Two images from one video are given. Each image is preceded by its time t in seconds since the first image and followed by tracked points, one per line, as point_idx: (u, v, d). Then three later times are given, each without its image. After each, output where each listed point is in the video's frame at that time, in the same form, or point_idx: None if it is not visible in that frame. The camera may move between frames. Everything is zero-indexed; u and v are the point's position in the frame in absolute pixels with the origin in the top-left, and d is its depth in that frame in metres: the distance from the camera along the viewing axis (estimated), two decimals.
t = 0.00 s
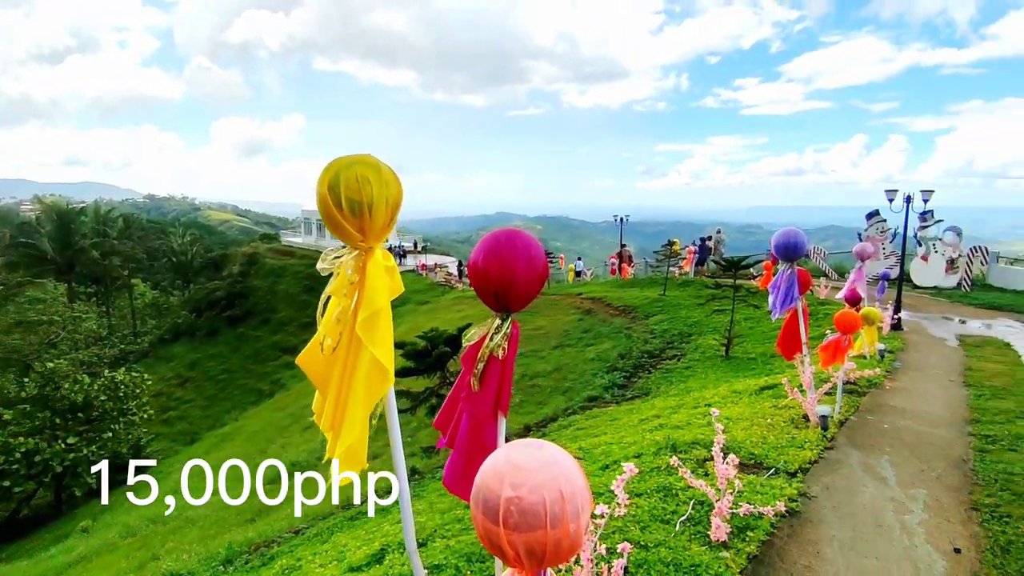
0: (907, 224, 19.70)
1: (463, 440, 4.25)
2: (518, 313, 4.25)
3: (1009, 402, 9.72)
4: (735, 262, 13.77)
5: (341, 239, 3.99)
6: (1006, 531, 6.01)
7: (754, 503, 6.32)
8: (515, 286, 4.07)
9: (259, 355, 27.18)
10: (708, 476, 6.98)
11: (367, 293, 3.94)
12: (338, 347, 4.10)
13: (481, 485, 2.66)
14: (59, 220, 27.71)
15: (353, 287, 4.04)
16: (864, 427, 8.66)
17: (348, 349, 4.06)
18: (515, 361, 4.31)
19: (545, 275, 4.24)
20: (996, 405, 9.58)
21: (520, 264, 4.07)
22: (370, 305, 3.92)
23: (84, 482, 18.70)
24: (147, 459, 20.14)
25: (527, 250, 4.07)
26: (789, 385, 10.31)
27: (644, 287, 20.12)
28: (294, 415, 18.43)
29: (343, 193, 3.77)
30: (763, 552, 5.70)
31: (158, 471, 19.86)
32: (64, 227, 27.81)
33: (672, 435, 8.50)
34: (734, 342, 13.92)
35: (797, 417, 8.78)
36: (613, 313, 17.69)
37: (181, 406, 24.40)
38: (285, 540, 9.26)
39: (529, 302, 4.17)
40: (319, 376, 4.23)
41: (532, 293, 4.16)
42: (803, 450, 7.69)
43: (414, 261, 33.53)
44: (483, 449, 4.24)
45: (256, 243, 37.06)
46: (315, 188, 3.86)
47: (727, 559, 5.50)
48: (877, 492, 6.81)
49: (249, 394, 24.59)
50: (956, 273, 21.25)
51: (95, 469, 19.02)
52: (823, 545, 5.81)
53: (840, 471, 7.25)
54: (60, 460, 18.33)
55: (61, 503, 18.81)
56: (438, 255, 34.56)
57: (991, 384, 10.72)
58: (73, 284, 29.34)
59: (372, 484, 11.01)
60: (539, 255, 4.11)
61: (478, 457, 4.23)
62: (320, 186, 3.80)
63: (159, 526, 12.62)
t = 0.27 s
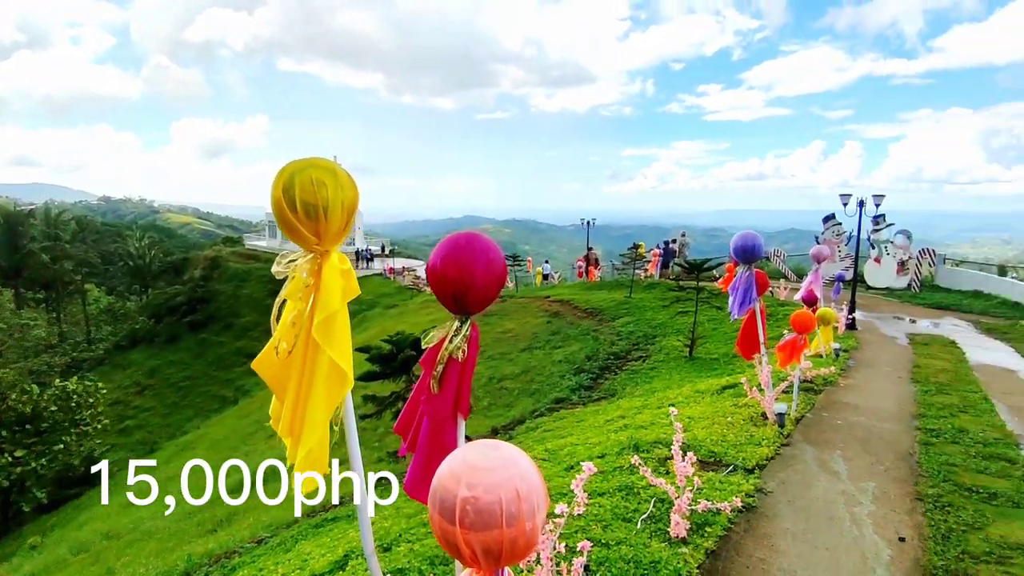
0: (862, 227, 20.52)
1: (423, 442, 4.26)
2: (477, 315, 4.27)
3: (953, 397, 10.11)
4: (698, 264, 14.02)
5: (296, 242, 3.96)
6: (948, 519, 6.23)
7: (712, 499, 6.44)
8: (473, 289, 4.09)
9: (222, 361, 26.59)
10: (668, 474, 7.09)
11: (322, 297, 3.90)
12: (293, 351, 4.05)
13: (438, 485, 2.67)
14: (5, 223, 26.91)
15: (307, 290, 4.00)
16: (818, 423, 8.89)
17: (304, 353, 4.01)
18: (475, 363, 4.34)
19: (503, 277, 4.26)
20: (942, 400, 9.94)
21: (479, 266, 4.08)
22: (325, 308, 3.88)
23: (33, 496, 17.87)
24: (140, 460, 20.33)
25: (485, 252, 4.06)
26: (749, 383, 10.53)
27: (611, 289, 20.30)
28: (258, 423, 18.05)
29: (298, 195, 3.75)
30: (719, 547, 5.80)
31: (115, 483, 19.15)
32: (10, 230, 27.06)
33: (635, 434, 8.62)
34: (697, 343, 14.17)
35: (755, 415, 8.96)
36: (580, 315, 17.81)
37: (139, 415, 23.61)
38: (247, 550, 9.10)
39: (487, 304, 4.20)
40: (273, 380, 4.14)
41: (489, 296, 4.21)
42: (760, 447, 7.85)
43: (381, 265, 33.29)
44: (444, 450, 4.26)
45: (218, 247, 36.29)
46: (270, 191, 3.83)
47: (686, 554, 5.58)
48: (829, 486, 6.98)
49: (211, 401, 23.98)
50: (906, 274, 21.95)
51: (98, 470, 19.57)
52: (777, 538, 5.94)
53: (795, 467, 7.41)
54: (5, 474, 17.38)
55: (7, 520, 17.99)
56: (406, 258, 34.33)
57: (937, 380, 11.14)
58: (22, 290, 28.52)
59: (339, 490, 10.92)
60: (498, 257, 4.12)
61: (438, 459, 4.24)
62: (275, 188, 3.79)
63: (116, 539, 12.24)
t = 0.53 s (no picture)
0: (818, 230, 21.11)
1: (382, 445, 4.53)
2: (433, 319, 4.66)
3: (901, 394, 10.46)
4: (662, 268, 14.21)
5: (245, 247, 3.96)
6: (893, 511, 6.43)
7: (670, 498, 6.52)
8: (429, 291, 4.46)
9: (181, 369, 25.92)
10: (627, 474, 7.15)
11: (272, 301, 3.90)
12: (242, 357, 4.02)
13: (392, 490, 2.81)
14: None
15: (256, 295, 3.99)
16: (775, 421, 9.10)
17: (254, 358, 3.99)
18: (431, 367, 4.63)
19: (458, 282, 4.65)
20: (891, 397, 10.27)
21: (433, 270, 4.47)
22: (275, 312, 3.88)
23: None
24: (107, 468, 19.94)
25: (441, 257, 4.48)
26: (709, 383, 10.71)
27: (577, 292, 20.42)
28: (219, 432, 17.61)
29: (247, 199, 3.77)
30: (677, 544, 5.87)
31: (66, 497, 18.42)
32: None
33: (597, 436, 8.69)
34: (661, 344, 14.36)
35: (715, 414, 9.10)
36: (547, 319, 17.87)
37: (92, 426, 22.78)
38: (206, 563, 8.88)
39: (442, 307, 4.54)
40: (221, 388, 4.10)
41: (445, 299, 4.56)
42: (718, 445, 7.98)
43: (347, 269, 32.91)
44: (400, 452, 4.54)
45: (177, 251, 35.40)
46: (218, 196, 3.84)
47: (644, 552, 5.63)
48: (783, 482, 7.13)
49: (170, 410, 23.32)
50: (860, 276, 22.58)
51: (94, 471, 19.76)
52: (732, 534, 6.04)
53: (751, 464, 7.56)
54: None
55: None
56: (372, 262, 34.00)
57: (887, 377, 11.51)
58: None
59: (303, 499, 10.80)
60: (452, 262, 4.53)
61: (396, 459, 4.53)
62: (223, 192, 3.79)
63: (67, 557, 11.80)
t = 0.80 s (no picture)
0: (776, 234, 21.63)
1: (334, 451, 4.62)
2: (386, 324, 4.76)
3: (852, 392, 10.76)
4: (625, 271, 14.36)
5: (187, 252, 4.18)
6: (841, 505, 6.60)
7: (628, 500, 6.57)
8: (381, 296, 4.56)
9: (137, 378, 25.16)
10: (586, 476, 7.17)
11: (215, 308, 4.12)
12: (186, 364, 4.24)
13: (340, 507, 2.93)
14: None
15: (199, 302, 4.23)
16: (732, 421, 9.26)
17: (197, 365, 4.19)
18: (384, 373, 4.73)
19: (412, 286, 4.76)
20: (842, 395, 10.56)
21: (387, 274, 4.58)
22: (217, 318, 4.09)
23: None
24: (56, 482, 19.18)
25: (393, 262, 4.60)
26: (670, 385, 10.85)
27: (543, 296, 20.48)
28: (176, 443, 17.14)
29: (187, 204, 3.99)
30: (634, 544, 5.92)
31: (12, 513, 17.65)
32: None
33: (559, 439, 8.73)
34: (625, 347, 14.51)
35: (674, 415, 9.25)
36: (512, 323, 17.87)
37: (41, 438, 21.90)
38: None
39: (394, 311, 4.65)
40: (168, 395, 4.32)
41: (398, 303, 4.66)
42: (676, 446, 8.09)
43: (311, 274, 32.44)
44: (352, 458, 4.64)
45: (133, 256, 34.42)
46: (161, 201, 4.07)
47: (602, 554, 5.68)
48: (738, 480, 7.26)
49: (125, 421, 22.61)
50: (816, 278, 23.16)
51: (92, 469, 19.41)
52: (688, 533, 6.13)
53: (707, 464, 7.69)
54: None
55: None
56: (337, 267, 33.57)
57: (839, 376, 11.85)
58: None
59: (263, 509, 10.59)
60: (405, 266, 4.64)
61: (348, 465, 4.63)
62: (165, 197, 4.02)
63: None
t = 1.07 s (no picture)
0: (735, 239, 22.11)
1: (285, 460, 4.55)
2: (339, 331, 4.71)
3: (806, 391, 11.04)
4: (588, 275, 14.50)
5: (126, 260, 4.07)
6: (794, 501, 6.76)
7: (587, 502, 6.62)
8: (333, 302, 4.52)
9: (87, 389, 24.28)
10: (545, 479, 7.21)
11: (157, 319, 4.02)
12: (125, 375, 4.14)
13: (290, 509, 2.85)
14: None
15: (140, 311, 4.12)
16: (692, 422, 9.40)
17: (139, 376, 4.11)
18: (336, 381, 4.68)
19: (366, 293, 4.73)
20: (797, 395, 10.82)
21: (339, 280, 4.55)
22: (160, 328, 3.99)
23: None
24: None
25: (346, 268, 4.56)
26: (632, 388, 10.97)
27: (509, 301, 20.50)
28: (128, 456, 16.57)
29: (126, 209, 3.89)
30: (593, 546, 5.97)
31: None
32: None
33: (522, 443, 8.75)
34: (589, 350, 14.62)
35: (636, 417, 9.36)
36: (478, 327, 17.85)
37: None
38: None
39: (346, 319, 4.60)
40: (104, 409, 4.20)
41: (351, 309, 4.61)
42: (636, 448, 8.19)
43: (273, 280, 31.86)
44: (303, 468, 4.57)
45: (84, 262, 33.31)
46: (97, 206, 3.95)
47: (562, 557, 5.69)
48: (696, 480, 7.38)
49: (74, 434, 21.77)
50: (773, 281, 23.70)
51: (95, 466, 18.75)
52: (646, 533, 6.20)
53: (667, 465, 7.80)
54: None
55: None
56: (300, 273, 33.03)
57: (795, 376, 12.14)
58: None
59: (219, 521, 10.33)
60: (360, 273, 4.61)
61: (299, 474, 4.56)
62: (102, 201, 3.91)
63: None
